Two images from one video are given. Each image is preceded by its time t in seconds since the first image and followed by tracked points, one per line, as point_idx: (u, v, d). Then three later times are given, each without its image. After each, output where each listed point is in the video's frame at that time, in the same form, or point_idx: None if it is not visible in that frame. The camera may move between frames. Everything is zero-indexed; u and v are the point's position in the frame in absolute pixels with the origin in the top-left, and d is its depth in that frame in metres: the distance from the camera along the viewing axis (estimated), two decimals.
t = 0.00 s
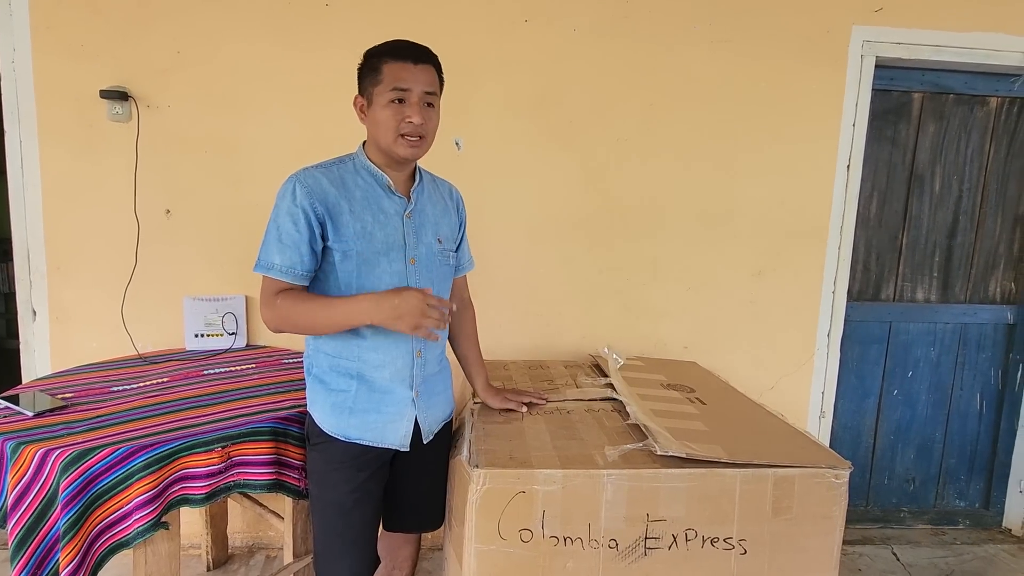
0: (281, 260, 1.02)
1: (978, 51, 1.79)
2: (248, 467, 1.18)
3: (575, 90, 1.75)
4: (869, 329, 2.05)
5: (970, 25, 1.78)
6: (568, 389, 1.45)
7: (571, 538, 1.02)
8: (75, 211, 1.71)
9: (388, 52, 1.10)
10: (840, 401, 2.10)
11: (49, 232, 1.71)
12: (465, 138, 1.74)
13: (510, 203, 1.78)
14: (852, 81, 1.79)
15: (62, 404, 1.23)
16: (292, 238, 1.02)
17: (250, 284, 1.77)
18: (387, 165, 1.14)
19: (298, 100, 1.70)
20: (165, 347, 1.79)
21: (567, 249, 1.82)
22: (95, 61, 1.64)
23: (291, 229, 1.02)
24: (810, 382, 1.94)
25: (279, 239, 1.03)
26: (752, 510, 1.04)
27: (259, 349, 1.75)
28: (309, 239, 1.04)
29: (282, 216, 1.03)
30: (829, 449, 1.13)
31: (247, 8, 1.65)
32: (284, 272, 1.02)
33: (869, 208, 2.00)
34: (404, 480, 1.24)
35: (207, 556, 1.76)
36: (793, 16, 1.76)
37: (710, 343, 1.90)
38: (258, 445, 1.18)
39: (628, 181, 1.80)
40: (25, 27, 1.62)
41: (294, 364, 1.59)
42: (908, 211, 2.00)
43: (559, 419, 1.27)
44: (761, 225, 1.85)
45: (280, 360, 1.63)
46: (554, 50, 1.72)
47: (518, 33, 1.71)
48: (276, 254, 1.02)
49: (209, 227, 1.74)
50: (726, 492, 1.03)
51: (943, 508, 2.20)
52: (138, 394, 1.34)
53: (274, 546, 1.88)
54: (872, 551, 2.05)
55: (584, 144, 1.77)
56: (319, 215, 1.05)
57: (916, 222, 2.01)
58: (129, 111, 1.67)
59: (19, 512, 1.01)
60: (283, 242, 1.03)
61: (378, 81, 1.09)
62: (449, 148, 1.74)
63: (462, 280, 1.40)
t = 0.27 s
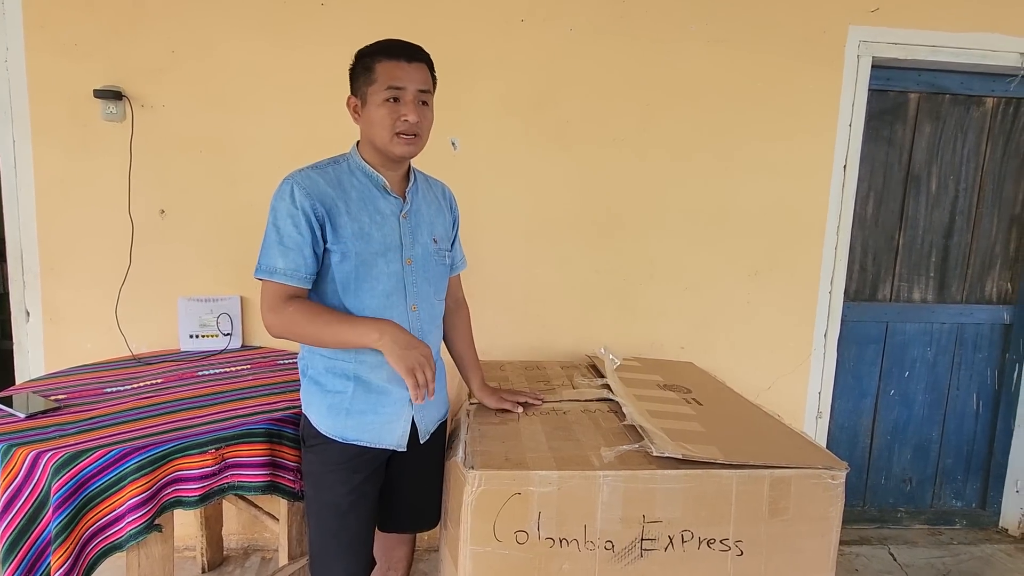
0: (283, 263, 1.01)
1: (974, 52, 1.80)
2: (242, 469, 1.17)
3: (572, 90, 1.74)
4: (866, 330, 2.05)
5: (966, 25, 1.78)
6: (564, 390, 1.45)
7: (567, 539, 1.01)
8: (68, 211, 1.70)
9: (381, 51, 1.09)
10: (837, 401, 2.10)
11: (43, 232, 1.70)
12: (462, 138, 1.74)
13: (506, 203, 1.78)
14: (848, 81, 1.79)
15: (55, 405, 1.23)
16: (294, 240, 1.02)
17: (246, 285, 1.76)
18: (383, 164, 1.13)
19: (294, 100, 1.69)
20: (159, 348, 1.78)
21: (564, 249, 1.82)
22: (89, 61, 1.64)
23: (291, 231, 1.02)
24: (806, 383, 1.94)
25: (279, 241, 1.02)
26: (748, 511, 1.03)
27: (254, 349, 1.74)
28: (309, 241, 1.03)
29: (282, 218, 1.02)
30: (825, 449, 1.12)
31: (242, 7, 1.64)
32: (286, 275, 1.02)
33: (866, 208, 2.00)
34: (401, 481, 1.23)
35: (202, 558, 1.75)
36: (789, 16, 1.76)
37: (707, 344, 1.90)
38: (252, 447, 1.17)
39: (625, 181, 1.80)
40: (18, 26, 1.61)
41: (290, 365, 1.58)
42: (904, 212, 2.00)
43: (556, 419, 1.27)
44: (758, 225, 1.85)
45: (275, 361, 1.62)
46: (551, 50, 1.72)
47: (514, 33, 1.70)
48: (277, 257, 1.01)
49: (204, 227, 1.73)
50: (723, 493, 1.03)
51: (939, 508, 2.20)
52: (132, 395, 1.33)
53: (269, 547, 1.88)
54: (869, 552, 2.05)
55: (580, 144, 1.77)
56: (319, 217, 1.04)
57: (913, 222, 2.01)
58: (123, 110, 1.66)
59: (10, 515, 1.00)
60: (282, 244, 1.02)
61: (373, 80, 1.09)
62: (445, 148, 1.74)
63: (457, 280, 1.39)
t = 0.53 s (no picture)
0: (274, 263, 1.01)
1: (969, 52, 1.80)
2: (239, 470, 1.17)
3: (569, 90, 1.74)
4: (862, 329, 2.05)
5: (961, 26, 1.78)
6: (561, 390, 1.45)
7: (564, 540, 1.01)
8: (64, 211, 1.69)
9: (376, 50, 1.09)
10: (834, 401, 2.10)
11: (38, 232, 1.69)
12: (458, 138, 1.74)
13: (503, 203, 1.78)
14: (844, 81, 1.79)
15: (50, 406, 1.22)
16: (286, 241, 1.02)
17: (242, 285, 1.76)
18: (380, 164, 1.13)
19: (290, 100, 1.69)
20: (156, 349, 1.77)
21: (560, 249, 1.82)
22: (84, 60, 1.63)
23: (283, 232, 1.02)
24: (803, 382, 1.94)
25: (271, 242, 1.02)
26: (745, 511, 1.04)
27: (251, 350, 1.74)
28: (302, 242, 1.03)
29: (275, 219, 1.02)
30: (821, 449, 1.13)
31: (238, 7, 1.64)
32: (277, 276, 1.02)
33: (862, 208, 2.00)
34: (398, 481, 1.23)
35: (198, 559, 1.74)
36: (785, 16, 1.76)
37: (704, 344, 1.90)
38: (248, 447, 1.17)
39: (622, 182, 1.80)
40: (13, 25, 1.60)
41: (287, 366, 1.58)
42: (900, 212, 2.01)
43: (552, 419, 1.27)
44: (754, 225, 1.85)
45: (272, 362, 1.62)
46: (547, 50, 1.72)
47: (511, 33, 1.70)
48: (268, 258, 1.01)
49: (200, 228, 1.73)
50: (719, 493, 1.03)
51: (936, 507, 2.20)
52: (128, 396, 1.33)
53: (266, 548, 1.87)
54: (866, 551, 2.06)
55: (577, 144, 1.77)
56: (313, 217, 1.04)
57: (909, 222, 2.02)
58: (119, 110, 1.65)
59: (4, 516, 1.00)
60: (274, 245, 1.02)
61: (368, 79, 1.09)
62: (442, 148, 1.74)
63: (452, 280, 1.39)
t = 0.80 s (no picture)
0: (263, 265, 1.01)
1: (964, 54, 1.81)
2: (236, 471, 1.16)
3: (567, 91, 1.74)
4: (858, 330, 2.06)
5: (957, 27, 1.79)
6: (559, 390, 1.45)
7: (561, 541, 1.01)
8: (60, 212, 1.69)
9: (373, 52, 1.09)
10: (830, 401, 2.11)
11: (34, 233, 1.69)
12: (456, 139, 1.74)
13: (500, 203, 1.78)
14: (840, 82, 1.80)
15: (46, 408, 1.22)
16: (275, 243, 1.01)
17: (239, 286, 1.76)
18: (377, 165, 1.13)
19: (287, 100, 1.69)
20: (152, 350, 1.77)
21: (558, 250, 1.82)
22: (80, 61, 1.63)
23: (275, 234, 1.01)
24: (800, 383, 1.95)
25: (263, 244, 1.01)
26: (742, 511, 1.04)
27: (248, 351, 1.74)
28: (294, 244, 1.03)
29: (267, 221, 1.02)
30: (818, 449, 1.13)
31: (235, 7, 1.64)
32: (265, 277, 1.02)
33: (859, 208, 2.01)
34: (395, 482, 1.23)
35: (195, 561, 1.74)
36: (782, 17, 1.76)
37: (701, 345, 1.91)
38: (246, 449, 1.17)
39: (619, 182, 1.80)
40: (9, 25, 1.60)
41: (284, 367, 1.58)
42: (896, 212, 2.02)
43: (550, 420, 1.27)
44: (751, 226, 1.85)
45: (269, 363, 1.62)
46: (545, 51, 1.72)
47: (508, 34, 1.70)
48: (259, 259, 1.01)
49: (197, 228, 1.72)
50: (717, 493, 1.03)
51: (932, 506, 2.21)
52: (124, 398, 1.33)
53: (263, 550, 1.87)
54: (862, 551, 2.06)
55: (575, 145, 1.77)
56: (306, 219, 1.04)
57: (905, 222, 2.02)
58: (115, 111, 1.65)
59: None
60: (266, 247, 1.02)
61: (364, 81, 1.09)
62: (440, 149, 1.74)
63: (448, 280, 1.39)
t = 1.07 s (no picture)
0: (256, 264, 1.01)
1: (959, 55, 1.81)
2: (232, 473, 1.16)
3: (564, 91, 1.75)
4: (855, 330, 2.06)
5: (953, 28, 1.79)
6: (556, 391, 1.45)
7: (558, 541, 1.01)
8: (55, 212, 1.68)
9: (359, 53, 1.11)
10: (827, 401, 2.11)
11: (30, 233, 1.68)
12: (453, 139, 1.73)
13: (497, 204, 1.78)
14: (837, 83, 1.80)
15: (42, 409, 1.22)
16: (269, 243, 1.01)
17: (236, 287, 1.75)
18: (370, 166, 1.13)
19: (284, 101, 1.68)
20: (149, 351, 1.77)
21: (555, 250, 1.82)
22: (76, 61, 1.62)
23: (269, 234, 1.01)
24: (797, 383, 1.95)
25: (256, 243, 1.01)
26: (739, 511, 1.04)
27: (245, 352, 1.74)
28: (289, 244, 1.03)
29: (261, 221, 1.02)
30: (815, 449, 1.13)
31: (232, 7, 1.63)
32: (258, 276, 1.01)
33: (855, 209, 2.01)
34: (392, 483, 1.23)
35: (192, 562, 1.73)
36: (779, 18, 1.77)
37: (698, 345, 1.91)
38: (242, 450, 1.17)
39: (616, 183, 1.80)
40: (4, 25, 1.59)
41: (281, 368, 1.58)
42: (893, 213, 2.02)
43: (548, 420, 1.27)
44: (748, 226, 1.86)
45: (266, 364, 1.61)
46: (542, 51, 1.72)
47: (506, 34, 1.70)
48: (252, 259, 1.01)
49: (194, 229, 1.72)
50: (714, 494, 1.03)
51: (928, 506, 2.21)
52: (120, 399, 1.32)
53: (261, 551, 1.87)
54: (859, 550, 2.06)
55: (572, 146, 1.77)
56: (302, 220, 1.04)
57: (901, 223, 2.03)
58: (111, 111, 1.64)
59: None
60: (260, 247, 1.01)
61: (351, 82, 1.11)
62: (437, 149, 1.73)
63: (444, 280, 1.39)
